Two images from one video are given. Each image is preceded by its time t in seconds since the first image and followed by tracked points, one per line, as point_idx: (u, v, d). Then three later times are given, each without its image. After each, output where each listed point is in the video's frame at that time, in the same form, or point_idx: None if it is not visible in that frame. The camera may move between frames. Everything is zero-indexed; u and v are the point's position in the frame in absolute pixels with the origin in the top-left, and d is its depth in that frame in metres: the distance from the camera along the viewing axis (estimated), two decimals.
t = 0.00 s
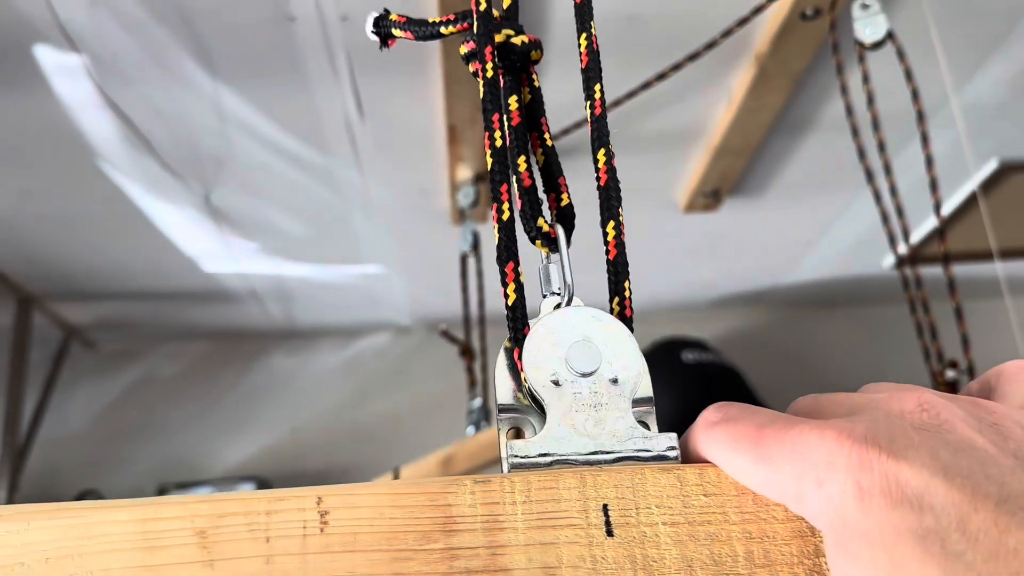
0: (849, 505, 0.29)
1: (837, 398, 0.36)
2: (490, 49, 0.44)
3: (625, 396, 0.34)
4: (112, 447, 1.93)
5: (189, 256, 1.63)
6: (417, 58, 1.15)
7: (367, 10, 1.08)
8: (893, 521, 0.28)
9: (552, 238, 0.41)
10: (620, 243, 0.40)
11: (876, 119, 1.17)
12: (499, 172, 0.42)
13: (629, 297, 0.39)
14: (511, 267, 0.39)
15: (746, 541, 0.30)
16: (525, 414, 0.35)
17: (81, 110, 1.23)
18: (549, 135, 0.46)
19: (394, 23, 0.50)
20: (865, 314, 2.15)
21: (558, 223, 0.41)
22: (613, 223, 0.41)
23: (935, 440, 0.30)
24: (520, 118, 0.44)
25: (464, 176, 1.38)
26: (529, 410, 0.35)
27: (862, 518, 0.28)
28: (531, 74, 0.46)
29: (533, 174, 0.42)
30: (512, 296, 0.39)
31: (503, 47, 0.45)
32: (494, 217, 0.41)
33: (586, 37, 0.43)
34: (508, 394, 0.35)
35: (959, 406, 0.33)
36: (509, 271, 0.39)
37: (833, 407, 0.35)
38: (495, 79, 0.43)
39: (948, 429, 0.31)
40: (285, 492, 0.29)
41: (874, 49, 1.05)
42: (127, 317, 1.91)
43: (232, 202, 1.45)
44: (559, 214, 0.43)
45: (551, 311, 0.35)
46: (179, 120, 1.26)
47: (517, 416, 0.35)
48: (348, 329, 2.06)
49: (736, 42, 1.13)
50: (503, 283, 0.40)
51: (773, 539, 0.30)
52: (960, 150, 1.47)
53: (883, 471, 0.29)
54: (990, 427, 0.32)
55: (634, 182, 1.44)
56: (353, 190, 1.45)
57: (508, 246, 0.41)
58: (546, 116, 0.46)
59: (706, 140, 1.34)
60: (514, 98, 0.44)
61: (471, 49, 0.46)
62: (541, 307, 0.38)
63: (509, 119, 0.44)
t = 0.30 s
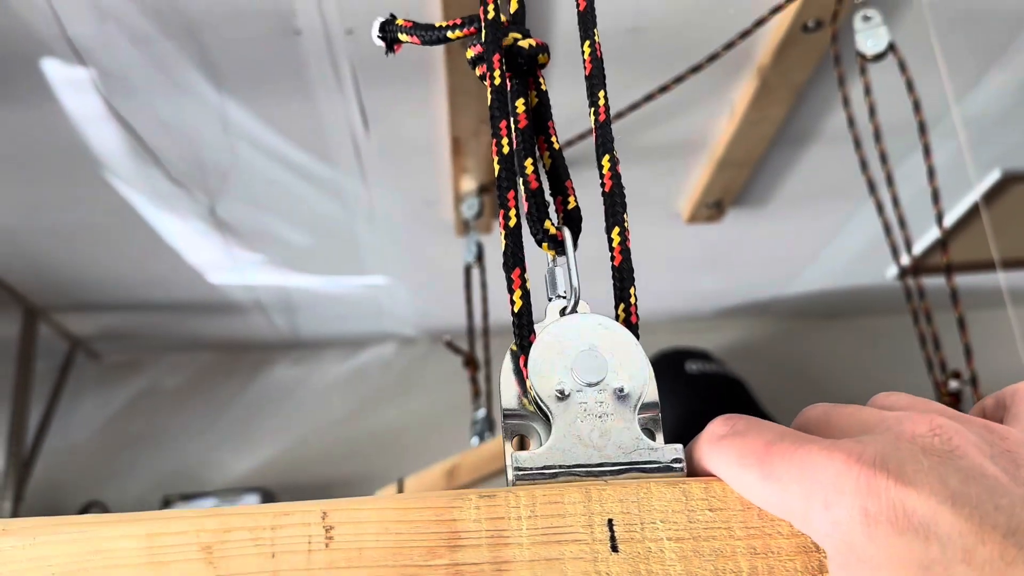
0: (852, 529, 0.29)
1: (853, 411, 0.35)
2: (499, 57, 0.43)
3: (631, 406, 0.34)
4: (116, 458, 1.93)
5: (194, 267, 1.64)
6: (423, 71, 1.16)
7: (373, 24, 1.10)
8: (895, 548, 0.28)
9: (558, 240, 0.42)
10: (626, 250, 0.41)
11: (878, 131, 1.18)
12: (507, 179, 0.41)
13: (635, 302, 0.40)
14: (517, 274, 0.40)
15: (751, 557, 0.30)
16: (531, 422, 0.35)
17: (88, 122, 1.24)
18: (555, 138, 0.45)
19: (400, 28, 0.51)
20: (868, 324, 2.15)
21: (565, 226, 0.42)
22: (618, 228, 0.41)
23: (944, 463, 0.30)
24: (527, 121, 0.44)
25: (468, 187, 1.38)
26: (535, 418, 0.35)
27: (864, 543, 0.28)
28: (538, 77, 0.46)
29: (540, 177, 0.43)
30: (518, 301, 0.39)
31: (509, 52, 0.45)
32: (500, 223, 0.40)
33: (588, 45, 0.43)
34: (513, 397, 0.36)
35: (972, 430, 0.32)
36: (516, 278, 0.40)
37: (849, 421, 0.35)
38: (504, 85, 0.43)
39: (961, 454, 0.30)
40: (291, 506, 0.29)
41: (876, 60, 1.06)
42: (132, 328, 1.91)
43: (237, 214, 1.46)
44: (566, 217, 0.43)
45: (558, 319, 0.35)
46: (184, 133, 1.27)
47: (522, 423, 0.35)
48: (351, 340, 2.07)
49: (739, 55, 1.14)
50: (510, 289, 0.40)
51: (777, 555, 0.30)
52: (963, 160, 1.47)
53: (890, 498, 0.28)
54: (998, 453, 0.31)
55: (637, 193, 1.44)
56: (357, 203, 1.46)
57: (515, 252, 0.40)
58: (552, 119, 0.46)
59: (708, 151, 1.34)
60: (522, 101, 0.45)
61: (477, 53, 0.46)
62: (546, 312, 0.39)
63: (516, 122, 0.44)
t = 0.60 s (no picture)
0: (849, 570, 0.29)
1: (853, 447, 0.36)
2: (504, 96, 0.45)
3: (634, 440, 0.35)
4: (122, 479, 1.93)
5: (201, 288, 1.65)
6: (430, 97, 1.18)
7: (379, 49, 1.12)
8: None
9: (562, 273, 0.42)
10: (627, 283, 0.41)
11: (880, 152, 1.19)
12: (512, 215, 0.43)
13: (637, 335, 0.40)
14: (523, 308, 0.40)
15: None
16: (535, 455, 0.35)
17: (98, 145, 1.26)
18: (559, 175, 0.47)
19: (406, 66, 0.52)
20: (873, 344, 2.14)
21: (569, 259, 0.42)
22: (620, 263, 0.42)
23: (939, 503, 0.30)
24: (531, 158, 0.46)
25: (472, 209, 1.40)
26: (539, 452, 0.35)
27: None
28: (541, 115, 0.47)
29: (545, 212, 0.44)
30: (523, 335, 0.40)
31: (514, 90, 0.46)
32: (505, 259, 0.41)
33: (590, 83, 0.44)
34: (518, 429, 0.36)
35: (967, 469, 0.33)
36: (520, 311, 0.41)
37: (849, 457, 0.35)
38: (509, 124, 0.44)
39: (956, 494, 0.31)
40: (300, 541, 0.30)
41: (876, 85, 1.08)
42: (139, 349, 1.93)
43: (244, 235, 1.48)
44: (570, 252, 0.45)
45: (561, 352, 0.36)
46: (193, 156, 1.29)
47: (527, 456, 0.35)
48: (357, 360, 2.07)
49: (740, 78, 1.16)
50: (515, 323, 0.40)
51: None
52: (964, 181, 1.48)
53: (883, 537, 0.29)
54: (999, 493, 0.32)
55: (640, 213, 1.45)
56: (362, 224, 1.47)
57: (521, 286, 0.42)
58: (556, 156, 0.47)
59: (711, 173, 1.35)
60: (525, 138, 0.46)
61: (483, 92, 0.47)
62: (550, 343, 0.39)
63: (520, 159, 0.46)
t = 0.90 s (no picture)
0: None
1: (874, 477, 0.36)
2: (517, 140, 0.46)
3: (648, 477, 0.35)
4: (127, 507, 1.93)
5: (209, 317, 1.66)
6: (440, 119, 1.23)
7: (387, 79, 1.16)
8: None
9: (575, 313, 0.42)
10: (640, 323, 0.42)
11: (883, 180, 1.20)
12: (526, 256, 0.44)
13: (650, 374, 0.42)
14: (537, 348, 0.41)
15: None
16: (551, 495, 0.36)
17: (110, 176, 1.29)
18: (572, 216, 0.48)
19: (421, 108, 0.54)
20: (881, 371, 2.14)
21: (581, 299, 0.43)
22: (632, 303, 0.43)
23: (958, 558, 0.30)
24: (544, 199, 0.46)
25: (479, 238, 1.40)
26: (554, 492, 0.36)
27: None
28: (553, 157, 0.48)
29: (558, 254, 0.45)
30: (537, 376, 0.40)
31: (527, 133, 0.47)
32: (519, 300, 0.43)
33: (603, 126, 0.46)
34: (533, 468, 0.36)
35: (988, 521, 0.33)
36: (535, 351, 0.41)
37: (869, 488, 0.35)
38: (522, 166, 0.46)
39: (976, 548, 0.31)
40: None
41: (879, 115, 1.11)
42: (147, 377, 1.93)
43: (252, 264, 1.49)
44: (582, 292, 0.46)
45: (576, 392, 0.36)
46: (203, 186, 1.31)
47: (543, 496, 0.36)
48: (364, 388, 2.08)
49: (745, 108, 1.20)
50: (530, 363, 0.41)
51: None
52: (968, 208, 1.49)
53: None
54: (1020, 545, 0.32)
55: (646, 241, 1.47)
56: (370, 252, 1.48)
57: (535, 325, 0.43)
58: (568, 197, 0.48)
59: (716, 200, 1.37)
60: (538, 180, 0.47)
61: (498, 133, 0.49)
62: (564, 383, 0.40)
63: (534, 200, 0.47)
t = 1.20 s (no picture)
0: None
1: None
2: (511, 222, 0.46)
3: (637, 571, 0.42)
4: (130, 552, 1.92)
5: (214, 361, 1.67)
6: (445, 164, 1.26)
7: (392, 130, 1.20)
8: None
9: (572, 397, 0.45)
10: (637, 410, 0.47)
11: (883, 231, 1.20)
12: (520, 341, 0.44)
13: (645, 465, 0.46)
14: (532, 436, 0.44)
15: None
16: None
17: (118, 226, 1.31)
18: (566, 295, 0.48)
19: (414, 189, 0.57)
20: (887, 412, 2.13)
21: (577, 383, 0.45)
22: (629, 390, 0.47)
23: None
24: (538, 280, 0.46)
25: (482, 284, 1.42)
26: None
27: None
28: (548, 236, 0.49)
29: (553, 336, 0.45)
30: (532, 465, 0.44)
31: (521, 213, 0.48)
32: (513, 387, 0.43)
33: (599, 210, 0.50)
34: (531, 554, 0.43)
35: None
36: (530, 440, 0.44)
37: None
38: (516, 247, 0.46)
39: None
40: None
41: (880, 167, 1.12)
42: (151, 421, 1.94)
43: (256, 310, 1.50)
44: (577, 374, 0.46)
45: (575, 487, 0.43)
46: (209, 236, 1.33)
47: None
48: (368, 430, 2.08)
49: (747, 157, 1.22)
50: (525, 452, 0.44)
51: None
52: (967, 254, 1.51)
53: None
54: None
55: (649, 285, 1.49)
56: (375, 297, 1.49)
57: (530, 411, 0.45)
58: (562, 275, 0.49)
59: (717, 247, 1.39)
60: (532, 261, 0.47)
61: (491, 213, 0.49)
62: (562, 471, 0.45)
63: (528, 280, 0.47)
